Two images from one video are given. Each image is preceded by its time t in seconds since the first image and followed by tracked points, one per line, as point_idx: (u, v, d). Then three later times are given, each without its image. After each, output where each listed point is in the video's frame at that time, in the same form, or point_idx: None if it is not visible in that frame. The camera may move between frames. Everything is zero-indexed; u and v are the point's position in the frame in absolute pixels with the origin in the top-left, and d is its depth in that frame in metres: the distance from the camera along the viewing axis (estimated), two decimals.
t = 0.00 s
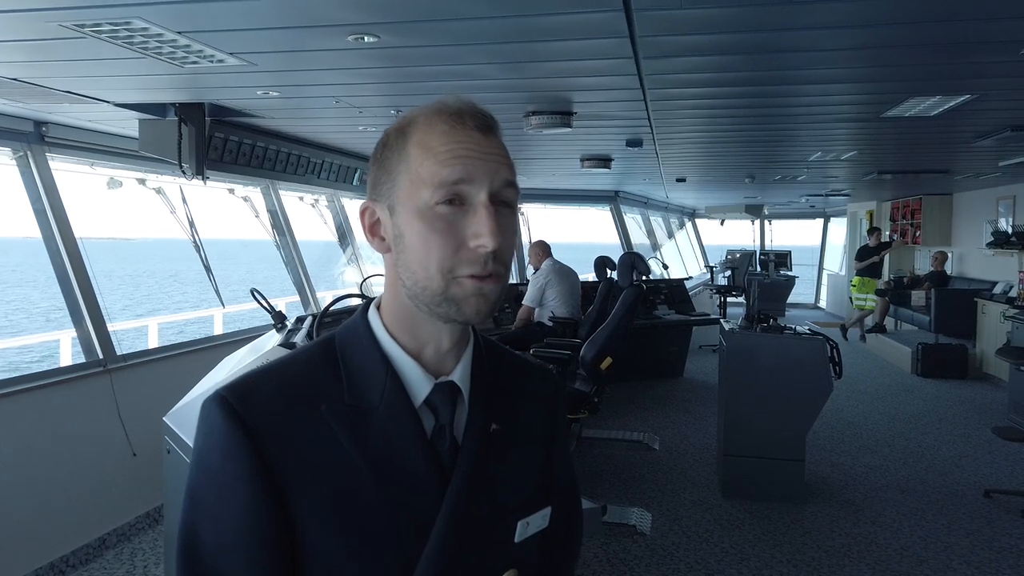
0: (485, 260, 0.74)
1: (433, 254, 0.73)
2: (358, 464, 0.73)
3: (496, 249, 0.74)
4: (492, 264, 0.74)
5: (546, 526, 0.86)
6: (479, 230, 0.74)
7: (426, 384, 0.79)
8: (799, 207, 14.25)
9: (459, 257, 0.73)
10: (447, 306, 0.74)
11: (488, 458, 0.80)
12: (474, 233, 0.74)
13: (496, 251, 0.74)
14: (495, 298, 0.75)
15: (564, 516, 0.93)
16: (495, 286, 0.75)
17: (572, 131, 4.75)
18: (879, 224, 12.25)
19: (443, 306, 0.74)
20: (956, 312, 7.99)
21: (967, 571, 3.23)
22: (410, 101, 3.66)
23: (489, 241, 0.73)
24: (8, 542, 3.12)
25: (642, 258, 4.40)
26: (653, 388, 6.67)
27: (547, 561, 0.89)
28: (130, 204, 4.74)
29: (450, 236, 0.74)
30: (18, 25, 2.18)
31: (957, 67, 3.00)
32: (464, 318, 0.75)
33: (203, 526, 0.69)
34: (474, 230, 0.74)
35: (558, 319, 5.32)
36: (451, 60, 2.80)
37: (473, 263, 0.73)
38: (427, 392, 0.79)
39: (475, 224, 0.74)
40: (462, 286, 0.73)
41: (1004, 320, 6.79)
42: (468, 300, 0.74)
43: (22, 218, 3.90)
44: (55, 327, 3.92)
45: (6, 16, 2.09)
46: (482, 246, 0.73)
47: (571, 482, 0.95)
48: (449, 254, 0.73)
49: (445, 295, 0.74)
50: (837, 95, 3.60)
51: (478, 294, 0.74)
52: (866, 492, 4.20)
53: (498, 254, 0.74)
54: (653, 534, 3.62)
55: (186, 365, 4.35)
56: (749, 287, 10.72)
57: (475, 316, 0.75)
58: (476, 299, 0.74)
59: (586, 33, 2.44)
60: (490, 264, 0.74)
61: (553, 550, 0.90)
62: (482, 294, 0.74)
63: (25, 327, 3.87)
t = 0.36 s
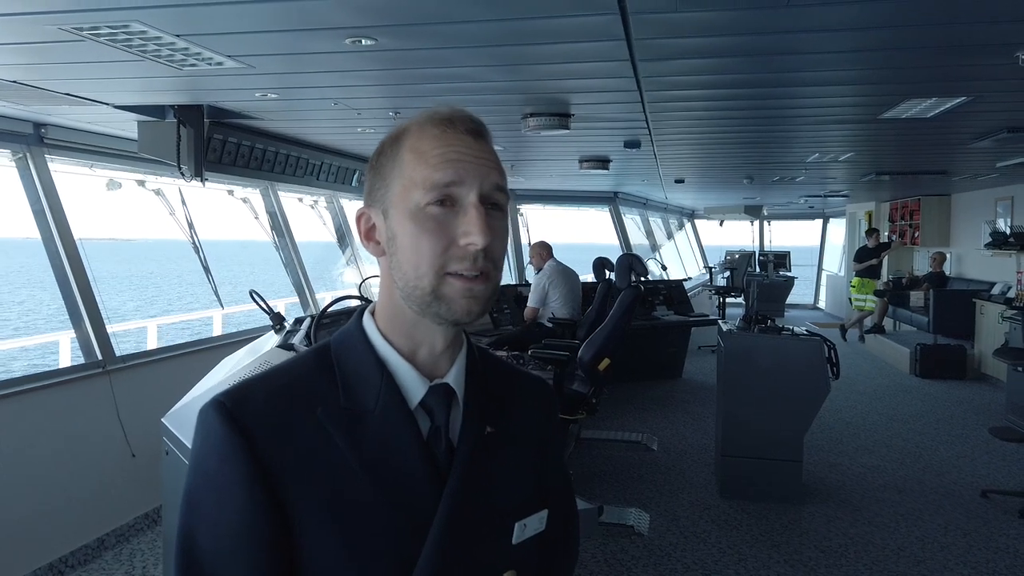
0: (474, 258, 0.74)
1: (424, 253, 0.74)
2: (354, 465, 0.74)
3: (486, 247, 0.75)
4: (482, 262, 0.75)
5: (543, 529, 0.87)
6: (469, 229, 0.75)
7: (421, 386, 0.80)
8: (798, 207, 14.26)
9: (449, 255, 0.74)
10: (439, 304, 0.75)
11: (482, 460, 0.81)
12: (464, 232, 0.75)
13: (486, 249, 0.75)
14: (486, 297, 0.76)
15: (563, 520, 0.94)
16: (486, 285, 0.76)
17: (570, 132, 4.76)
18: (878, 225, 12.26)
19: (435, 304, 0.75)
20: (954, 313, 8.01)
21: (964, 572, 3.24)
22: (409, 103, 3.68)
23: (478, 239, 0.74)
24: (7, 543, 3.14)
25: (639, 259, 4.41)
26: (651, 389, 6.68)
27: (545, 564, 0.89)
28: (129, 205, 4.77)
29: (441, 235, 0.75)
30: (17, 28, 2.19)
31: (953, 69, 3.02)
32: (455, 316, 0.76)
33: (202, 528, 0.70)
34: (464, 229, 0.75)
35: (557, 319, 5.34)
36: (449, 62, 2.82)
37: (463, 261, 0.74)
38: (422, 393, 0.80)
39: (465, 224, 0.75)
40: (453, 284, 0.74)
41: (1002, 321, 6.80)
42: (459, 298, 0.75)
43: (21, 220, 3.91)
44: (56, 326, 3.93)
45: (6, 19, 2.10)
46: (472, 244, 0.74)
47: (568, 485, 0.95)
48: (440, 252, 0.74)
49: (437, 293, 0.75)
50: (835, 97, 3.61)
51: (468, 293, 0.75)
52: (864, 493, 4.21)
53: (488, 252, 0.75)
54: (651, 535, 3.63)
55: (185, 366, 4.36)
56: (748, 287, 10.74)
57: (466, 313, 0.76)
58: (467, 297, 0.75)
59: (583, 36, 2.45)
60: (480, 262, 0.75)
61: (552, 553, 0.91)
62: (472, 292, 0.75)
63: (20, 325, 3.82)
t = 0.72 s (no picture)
0: (451, 254, 0.76)
1: (402, 249, 0.76)
2: (338, 454, 0.75)
3: (462, 244, 0.77)
4: (459, 258, 0.77)
5: (524, 518, 0.88)
6: (446, 227, 0.77)
7: (403, 377, 0.82)
8: (797, 207, 14.27)
9: (426, 252, 0.76)
10: (417, 299, 0.77)
11: (464, 450, 0.83)
12: (441, 230, 0.77)
13: (463, 246, 0.77)
14: (462, 292, 0.78)
15: (548, 512, 0.95)
16: (462, 280, 0.77)
17: (566, 132, 4.77)
18: (875, 225, 12.28)
19: (413, 298, 0.77)
20: (951, 312, 8.03)
21: (956, 569, 3.26)
22: (405, 103, 3.69)
23: (455, 236, 0.76)
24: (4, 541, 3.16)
25: (634, 258, 4.42)
26: (648, 388, 6.69)
27: (527, 554, 0.91)
28: (126, 205, 4.79)
29: (419, 233, 0.76)
30: (12, 28, 2.21)
31: (945, 69, 3.03)
32: (432, 310, 0.78)
33: (191, 516, 0.71)
34: (441, 227, 0.77)
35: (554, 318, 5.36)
36: (444, 62, 2.83)
37: (440, 257, 0.76)
38: (404, 384, 0.82)
39: (442, 222, 0.77)
40: (430, 279, 0.76)
41: (998, 320, 6.82)
42: (436, 293, 0.77)
43: (18, 219, 3.93)
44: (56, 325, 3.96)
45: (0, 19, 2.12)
46: (449, 241, 0.76)
47: (552, 476, 0.97)
48: (417, 249, 0.76)
49: (415, 288, 0.76)
50: (829, 97, 3.63)
51: (446, 287, 0.77)
52: (859, 492, 4.23)
53: (464, 248, 0.77)
54: (646, 533, 3.64)
55: (183, 365, 4.38)
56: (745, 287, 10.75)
57: (443, 307, 0.78)
58: (444, 292, 0.77)
59: (576, 36, 2.46)
60: (457, 258, 0.76)
61: (535, 544, 0.92)
62: (449, 287, 0.77)
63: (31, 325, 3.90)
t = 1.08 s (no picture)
0: (455, 264, 0.79)
1: (408, 260, 0.79)
2: (344, 448, 0.77)
3: (466, 255, 0.80)
4: (462, 269, 0.80)
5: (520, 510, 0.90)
6: (450, 239, 0.80)
7: (407, 375, 0.84)
8: (796, 208, 14.31)
9: (431, 262, 0.79)
10: (422, 304, 0.80)
11: (465, 444, 0.85)
12: (445, 242, 0.80)
13: (466, 258, 0.80)
14: (465, 300, 0.81)
15: (545, 505, 0.97)
16: (465, 289, 0.80)
17: (565, 135, 4.81)
18: (874, 226, 12.32)
19: (418, 304, 0.80)
20: (949, 313, 8.07)
21: (950, 568, 3.29)
22: (406, 106, 3.72)
23: (458, 248, 0.79)
24: (8, 541, 3.18)
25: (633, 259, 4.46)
26: (647, 389, 6.72)
27: (522, 545, 0.93)
28: (127, 207, 4.83)
29: (424, 244, 0.80)
30: (18, 34, 2.24)
31: (939, 74, 3.07)
32: (436, 315, 0.81)
33: (202, 505, 0.73)
34: (446, 238, 0.80)
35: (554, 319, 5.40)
36: (444, 67, 2.87)
37: (445, 267, 0.79)
38: (408, 382, 0.84)
39: (447, 234, 0.80)
40: (434, 288, 0.80)
41: (995, 321, 6.85)
42: (440, 300, 0.80)
43: (22, 221, 3.96)
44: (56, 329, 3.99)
45: (7, 26, 2.15)
46: (452, 253, 0.79)
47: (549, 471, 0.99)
48: (422, 260, 0.79)
49: (419, 295, 0.80)
50: (827, 100, 3.66)
51: (449, 295, 0.80)
52: (856, 491, 4.26)
53: (468, 259, 0.80)
54: (644, 532, 3.67)
55: (185, 365, 4.41)
56: (744, 287, 10.77)
57: (446, 313, 0.81)
58: (447, 298, 0.80)
59: (575, 41, 2.50)
60: (461, 268, 0.80)
61: (530, 536, 0.94)
62: (453, 295, 0.80)
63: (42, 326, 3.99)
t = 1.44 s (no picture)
0: (437, 266, 0.81)
1: (391, 260, 0.81)
2: (324, 442, 0.78)
3: (448, 257, 0.81)
4: (444, 270, 0.81)
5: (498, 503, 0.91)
6: (432, 241, 0.81)
7: (389, 372, 0.85)
8: (794, 209, 14.34)
9: (414, 263, 0.81)
10: (404, 305, 0.81)
11: (445, 438, 0.85)
12: (428, 244, 0.81)
13: (448, 259, 0.81)
14: (447, 300, 0.82)
15: (524, 501, 0.97)
16: (447, 289, 0.82)
17: (561, 135, 4.82)
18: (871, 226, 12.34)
19: (401, 305, 0.81)
20: (945, 313, 8.09)
21: (944, 567, 3.31)
22: (402, 106, 3.73)
23: (440, 250, 0.81)
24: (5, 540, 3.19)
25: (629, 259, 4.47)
26: (644, 389, 6.73)
27: (501, 538, 0.94)
28: (126, 207, 4.82)
29: (407, 245, 0.81)
30: (14, 34, 2.24)
31: (933, 75, 3.08)
32: (418, 316, 0.82)
33: (184, 495, 0.74)
34: (429, 240, 0.81)
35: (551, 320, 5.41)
36: (439, 68, 2.88)
37: (427, 269, 0.81)
38: (390, 378, 0.85)
39: (429, 236, 0.81)
40: (417, 289, 0.81)
41: (991, 321, 6.87)
42: (422, 301, 0.81)
43: (19, 221, 3.97)
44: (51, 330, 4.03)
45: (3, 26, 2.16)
46: (434, 254, 0.80)
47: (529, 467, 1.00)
48: (406, 260, 0.80)
49: (402, 296, 0.81)
50: (822, 100, 3.68)
51: (430, 297, 0.81)
52: (851, 491, 4.27)
53: (450, 261, 0.82)
54: (640, 532, 3.68)
55: (181, 365, 4.42)
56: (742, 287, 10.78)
57: (428, 314, 0.82)
58: (429, 300, 0.81)
59: (570, 42, 2.51)
60: (442, 270, 0.81)
61: (510, 531, 0.95)
62: (435, 296, 0.81)
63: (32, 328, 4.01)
